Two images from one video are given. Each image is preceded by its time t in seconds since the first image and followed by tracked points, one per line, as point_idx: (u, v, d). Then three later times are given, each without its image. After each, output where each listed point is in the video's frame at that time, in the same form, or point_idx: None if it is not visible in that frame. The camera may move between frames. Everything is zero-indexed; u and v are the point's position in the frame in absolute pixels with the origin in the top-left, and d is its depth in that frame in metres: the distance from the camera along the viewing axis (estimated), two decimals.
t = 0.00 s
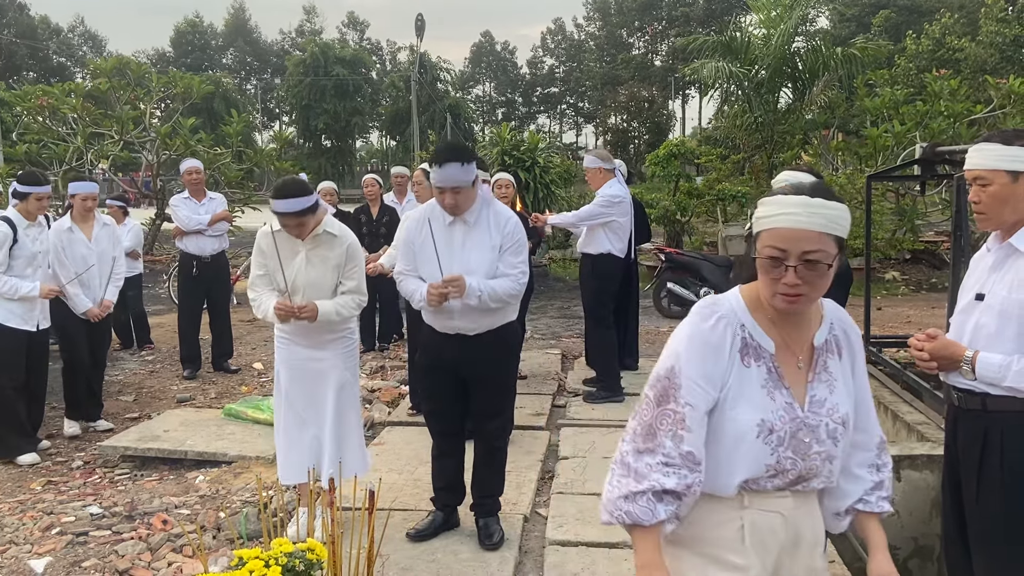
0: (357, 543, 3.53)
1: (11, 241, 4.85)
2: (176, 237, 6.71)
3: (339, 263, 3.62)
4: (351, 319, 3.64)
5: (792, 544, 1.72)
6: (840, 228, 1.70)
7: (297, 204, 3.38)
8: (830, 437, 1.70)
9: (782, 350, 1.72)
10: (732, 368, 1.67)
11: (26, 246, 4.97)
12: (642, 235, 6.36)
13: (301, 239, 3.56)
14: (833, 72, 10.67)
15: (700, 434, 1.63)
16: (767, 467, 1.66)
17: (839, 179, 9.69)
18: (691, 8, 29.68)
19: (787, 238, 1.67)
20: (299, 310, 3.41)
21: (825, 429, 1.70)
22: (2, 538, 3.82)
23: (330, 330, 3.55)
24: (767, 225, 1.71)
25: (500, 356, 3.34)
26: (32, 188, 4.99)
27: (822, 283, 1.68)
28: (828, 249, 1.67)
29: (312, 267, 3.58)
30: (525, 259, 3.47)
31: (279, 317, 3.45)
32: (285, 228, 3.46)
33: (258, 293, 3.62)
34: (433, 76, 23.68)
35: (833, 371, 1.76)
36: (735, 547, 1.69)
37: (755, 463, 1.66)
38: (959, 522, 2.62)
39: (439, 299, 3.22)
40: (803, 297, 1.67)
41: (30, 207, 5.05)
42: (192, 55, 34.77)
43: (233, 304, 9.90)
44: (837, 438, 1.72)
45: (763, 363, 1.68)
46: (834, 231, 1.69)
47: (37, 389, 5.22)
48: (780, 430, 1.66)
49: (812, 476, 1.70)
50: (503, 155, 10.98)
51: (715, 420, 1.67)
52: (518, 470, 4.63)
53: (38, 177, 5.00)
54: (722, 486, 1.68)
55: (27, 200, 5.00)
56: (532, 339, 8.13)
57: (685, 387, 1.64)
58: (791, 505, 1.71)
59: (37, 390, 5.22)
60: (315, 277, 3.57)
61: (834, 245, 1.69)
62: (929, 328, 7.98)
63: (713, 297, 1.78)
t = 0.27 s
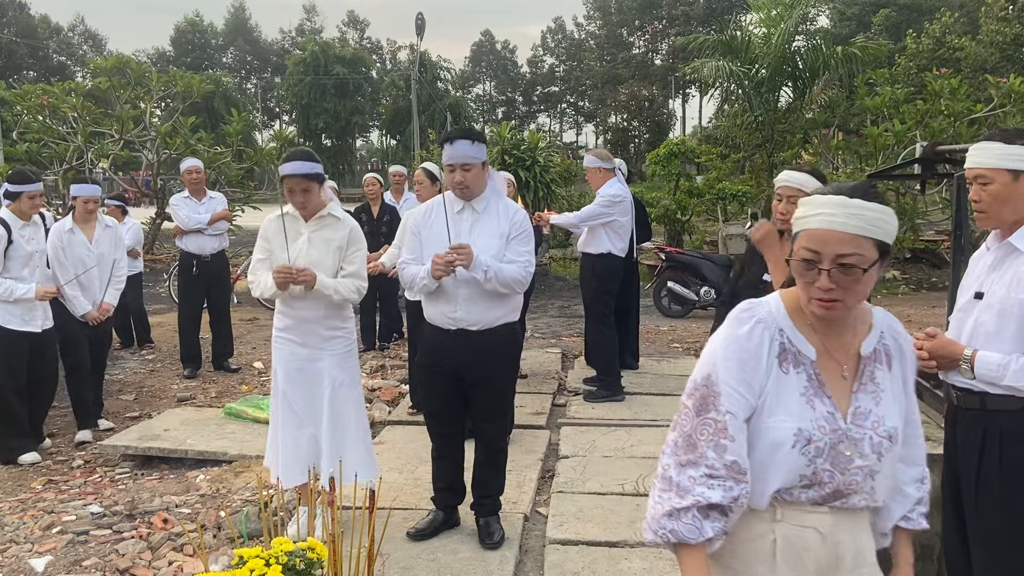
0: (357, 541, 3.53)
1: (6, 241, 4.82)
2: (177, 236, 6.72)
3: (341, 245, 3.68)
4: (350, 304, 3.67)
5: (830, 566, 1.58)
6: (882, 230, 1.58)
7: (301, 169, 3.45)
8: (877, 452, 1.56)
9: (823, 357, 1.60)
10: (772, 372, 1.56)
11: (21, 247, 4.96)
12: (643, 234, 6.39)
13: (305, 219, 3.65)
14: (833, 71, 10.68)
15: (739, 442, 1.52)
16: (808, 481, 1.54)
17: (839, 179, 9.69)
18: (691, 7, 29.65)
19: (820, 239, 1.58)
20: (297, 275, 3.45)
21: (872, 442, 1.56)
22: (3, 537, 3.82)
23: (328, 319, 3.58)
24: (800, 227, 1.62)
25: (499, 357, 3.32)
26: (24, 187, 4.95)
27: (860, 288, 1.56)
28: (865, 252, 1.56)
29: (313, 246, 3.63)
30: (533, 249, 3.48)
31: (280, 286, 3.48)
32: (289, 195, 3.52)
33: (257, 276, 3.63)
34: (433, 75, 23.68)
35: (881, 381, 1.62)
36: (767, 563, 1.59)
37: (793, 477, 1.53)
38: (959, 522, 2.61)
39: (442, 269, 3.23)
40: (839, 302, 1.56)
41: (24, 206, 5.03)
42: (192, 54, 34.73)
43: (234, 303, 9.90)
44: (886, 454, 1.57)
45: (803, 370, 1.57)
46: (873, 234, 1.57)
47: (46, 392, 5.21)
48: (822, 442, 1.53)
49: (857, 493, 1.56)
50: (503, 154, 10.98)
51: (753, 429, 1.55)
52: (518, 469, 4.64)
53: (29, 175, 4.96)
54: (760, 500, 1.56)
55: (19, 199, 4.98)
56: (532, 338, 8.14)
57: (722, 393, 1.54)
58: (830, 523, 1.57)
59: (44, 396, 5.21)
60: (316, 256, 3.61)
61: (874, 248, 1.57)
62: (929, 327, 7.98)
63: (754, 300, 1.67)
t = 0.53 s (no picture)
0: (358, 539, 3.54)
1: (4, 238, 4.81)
2: (177, 234, 6.73)
3: (342, 238, 3.69)
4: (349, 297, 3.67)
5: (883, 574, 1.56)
6: (936, 221, 1.54)
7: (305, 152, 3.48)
8: (929, 455, 1.52)
9: (875, 352, 1.58)
10: (811, 364, 1.57)
11: (20, 244, 4.92)
12: (643, 233, 6.39)
13: (307, 213, 3.68)
14: (833, 70, 10.66)
15: (767, 429, 1.55)
16: (847, 478, 1.52)
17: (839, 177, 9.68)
18: (692, 6, 29.61)
19: (866, 229, 1.56)
20: (299, 253, 3.43)
21: (923, 445, 1.52)
22: (4, 535, 3.82)
23: (324, 315, 3.58)
24: (847, 215, 1.61)
25: (500, 356, 3.31)
26: (20, 183, 4.91)
27: (910, 279, 1.54)
28: (912, 241, 1.53)
29: (315, 238, 3.65)
30: (542, 249, 3.47)
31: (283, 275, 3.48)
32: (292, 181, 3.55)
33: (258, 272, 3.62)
34: (433, 74, 23.66)
35: (945, 386, 1.56)
36: (808, 566, 1.57)
37: (829, 471, 1.53)
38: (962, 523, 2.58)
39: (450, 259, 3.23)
40: (888, 292, 1.54)
41: (21, 203, 4.98)
42: (192, 53, 34.69)
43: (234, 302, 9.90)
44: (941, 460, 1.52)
45: (847, 362, 1.56)
46: (924, 223, 1.54)
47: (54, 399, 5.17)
48: (864, 439, 1.52)
49: (904, 497, 1.52)
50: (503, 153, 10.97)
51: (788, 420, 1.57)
52: (519, 467, 4.64)
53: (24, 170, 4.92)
54: (797, 494, 1.57)
55: (16, 196, 4.93)
56: (532, 336, 8.14)
57: (755, 381, 1.58)
58: (880, 529, 1.55)
59: (53, 403, 5.17)
60: (316, 249, 3.62)
61: (928, 238, 1.54)
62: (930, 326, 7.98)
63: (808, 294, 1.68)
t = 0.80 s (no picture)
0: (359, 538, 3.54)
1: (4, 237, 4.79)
2: (177, 233, 6.74)
3: (343, 239, 3.68)
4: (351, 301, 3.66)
5: None
6: (990, 231, 1.46)
7: (305, 152, 3.48)
8: (948, 470, 1.45)
9: (902, 359, 1.53)
10: (828, 367, 1.54)
11: (22, 243, 4.93)
12: (643, 232, 6.39)
13: (309, 211, 3.67)
14: (834, 68, 10.64)
15: (780, 430, 1.55)
16: (860, 486, 1.49)
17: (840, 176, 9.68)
18: (693, 5, 29.58)
19: (922, 246, 1.44)
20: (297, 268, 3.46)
21: (944, 458, 1.46)
22: (4, 534, 3.82)
23: (322, 316, 3.58)
24: (896, 228, 1.47)
25: (505, 356, 3.31)
26: (21, 179, 4.92)
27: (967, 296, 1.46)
28: (974, 259, 1.42)
29: (317, 240, 3.64)
30: (554, 252, 3.47)
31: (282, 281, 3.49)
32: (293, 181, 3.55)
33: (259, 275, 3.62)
34: (434, 72, 23.64)
35: (974, 400, 1.49)
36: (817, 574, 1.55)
37: (840, 478, 1.50)
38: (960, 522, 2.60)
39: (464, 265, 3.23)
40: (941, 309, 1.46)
41: (23, 200, 4.99)
42: (192, 51, 34.64)
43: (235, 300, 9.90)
44: (963, 475, 1.45)
45: (867, 368, 1.52)
46: (977, 235, 1.43)
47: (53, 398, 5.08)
48: (878, 446, 1.48)
49: (921, 512, 1.47)
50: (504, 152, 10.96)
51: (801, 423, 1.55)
52: (519, 466, 4.64)
53: (23, 167, 4.92)
54: (809, 500, 1.55)
55: (17, 192, 4.94)
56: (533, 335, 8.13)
57: (770, 381, 1.58)
58: (897, 542, 1.50)
59: (49, 399, 5.08)
60: (316, 249, 3.62)
61: (982, 251, 1.45)
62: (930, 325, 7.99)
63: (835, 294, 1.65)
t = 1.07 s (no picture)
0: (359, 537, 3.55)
1: (7, 235, 4.77)
2: (177, 232, 6.73)
3: (341, 241, 3.65)
4: (352, 308, 3.68)
5: None
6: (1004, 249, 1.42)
7: (299, 159, 3.47)
8: (967, 500, 1.40)
9: (909, 386, 1.48)
10: (831, 397, 1.48)
11: (25, 242, 4.90)
12: (644, 232, 6.39)
13: (307, 214, 3.63)
14: (834, 67, 10.62)
15: (783, 466, 1.48)
16: (875, 525, 1.42)
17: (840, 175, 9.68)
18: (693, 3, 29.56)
19: (935, 273, 1.39)
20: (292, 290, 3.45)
21: (960, 488, 1.40)
22: (4, 533, 3.83)
23: (325, 323, 3.59)
24: (911, 255, 1.41)
25: (509, 354, 3.29)
26: (24, 177, 4.89)
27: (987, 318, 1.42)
28: (991, 282, 1.39)
29: (316, 243, 3.61)
30: (560, 255, 3.46)
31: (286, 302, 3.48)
32: (290, 186, 3.53)
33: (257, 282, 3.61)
34: (434, 71, 23.62)
35: (987, 423, 1.44)
36: None
37: (853, 519, 1.43)
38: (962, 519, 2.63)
39: (475, 290, 3.18)
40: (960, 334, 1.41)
41: (28, 199, 4.95)
42: (192, 50, 34.58)
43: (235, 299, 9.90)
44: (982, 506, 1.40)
45: (873, 396, 1.46)
46: (991, 256, 1.39)
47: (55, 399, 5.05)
48: (891, 481, 1.42)
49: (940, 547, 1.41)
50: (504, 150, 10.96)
51: (806, 458, 1.49)
52: (520, 465, 4.64)
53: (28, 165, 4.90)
54: (821, 540, 1.48)
55: (21, 191, 4.90)
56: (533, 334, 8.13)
57: (770, 414, 1.52)
58: None
59: (50, 399, 5.03)
60: (315, 252, 3.59)
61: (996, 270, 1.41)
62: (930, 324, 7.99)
63: (830, 317, 1.59)
